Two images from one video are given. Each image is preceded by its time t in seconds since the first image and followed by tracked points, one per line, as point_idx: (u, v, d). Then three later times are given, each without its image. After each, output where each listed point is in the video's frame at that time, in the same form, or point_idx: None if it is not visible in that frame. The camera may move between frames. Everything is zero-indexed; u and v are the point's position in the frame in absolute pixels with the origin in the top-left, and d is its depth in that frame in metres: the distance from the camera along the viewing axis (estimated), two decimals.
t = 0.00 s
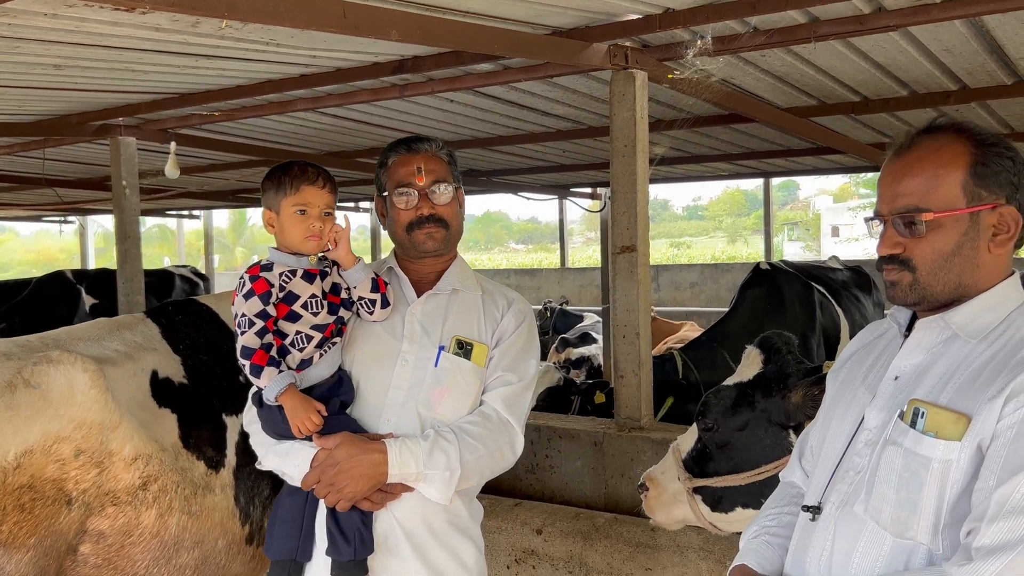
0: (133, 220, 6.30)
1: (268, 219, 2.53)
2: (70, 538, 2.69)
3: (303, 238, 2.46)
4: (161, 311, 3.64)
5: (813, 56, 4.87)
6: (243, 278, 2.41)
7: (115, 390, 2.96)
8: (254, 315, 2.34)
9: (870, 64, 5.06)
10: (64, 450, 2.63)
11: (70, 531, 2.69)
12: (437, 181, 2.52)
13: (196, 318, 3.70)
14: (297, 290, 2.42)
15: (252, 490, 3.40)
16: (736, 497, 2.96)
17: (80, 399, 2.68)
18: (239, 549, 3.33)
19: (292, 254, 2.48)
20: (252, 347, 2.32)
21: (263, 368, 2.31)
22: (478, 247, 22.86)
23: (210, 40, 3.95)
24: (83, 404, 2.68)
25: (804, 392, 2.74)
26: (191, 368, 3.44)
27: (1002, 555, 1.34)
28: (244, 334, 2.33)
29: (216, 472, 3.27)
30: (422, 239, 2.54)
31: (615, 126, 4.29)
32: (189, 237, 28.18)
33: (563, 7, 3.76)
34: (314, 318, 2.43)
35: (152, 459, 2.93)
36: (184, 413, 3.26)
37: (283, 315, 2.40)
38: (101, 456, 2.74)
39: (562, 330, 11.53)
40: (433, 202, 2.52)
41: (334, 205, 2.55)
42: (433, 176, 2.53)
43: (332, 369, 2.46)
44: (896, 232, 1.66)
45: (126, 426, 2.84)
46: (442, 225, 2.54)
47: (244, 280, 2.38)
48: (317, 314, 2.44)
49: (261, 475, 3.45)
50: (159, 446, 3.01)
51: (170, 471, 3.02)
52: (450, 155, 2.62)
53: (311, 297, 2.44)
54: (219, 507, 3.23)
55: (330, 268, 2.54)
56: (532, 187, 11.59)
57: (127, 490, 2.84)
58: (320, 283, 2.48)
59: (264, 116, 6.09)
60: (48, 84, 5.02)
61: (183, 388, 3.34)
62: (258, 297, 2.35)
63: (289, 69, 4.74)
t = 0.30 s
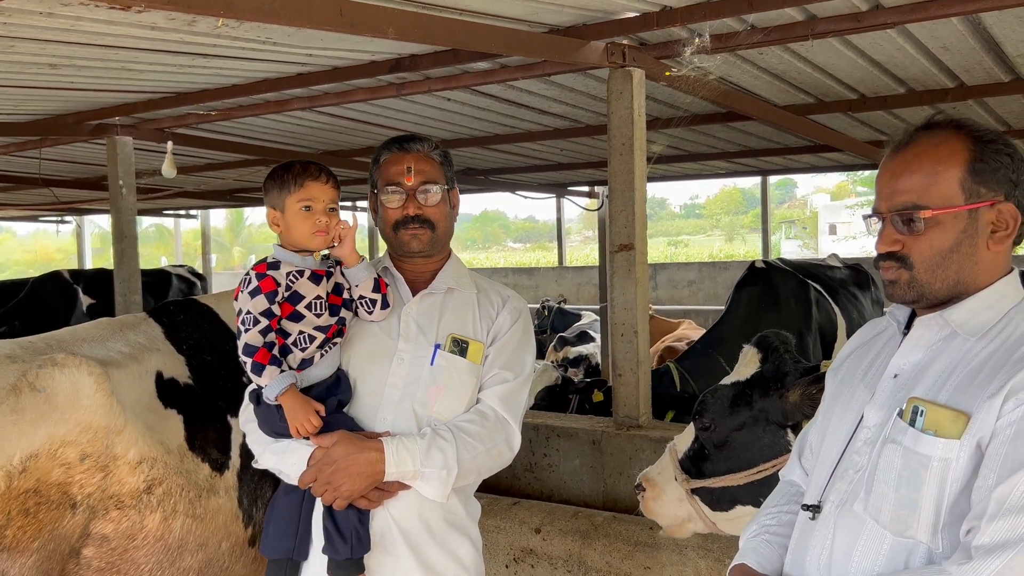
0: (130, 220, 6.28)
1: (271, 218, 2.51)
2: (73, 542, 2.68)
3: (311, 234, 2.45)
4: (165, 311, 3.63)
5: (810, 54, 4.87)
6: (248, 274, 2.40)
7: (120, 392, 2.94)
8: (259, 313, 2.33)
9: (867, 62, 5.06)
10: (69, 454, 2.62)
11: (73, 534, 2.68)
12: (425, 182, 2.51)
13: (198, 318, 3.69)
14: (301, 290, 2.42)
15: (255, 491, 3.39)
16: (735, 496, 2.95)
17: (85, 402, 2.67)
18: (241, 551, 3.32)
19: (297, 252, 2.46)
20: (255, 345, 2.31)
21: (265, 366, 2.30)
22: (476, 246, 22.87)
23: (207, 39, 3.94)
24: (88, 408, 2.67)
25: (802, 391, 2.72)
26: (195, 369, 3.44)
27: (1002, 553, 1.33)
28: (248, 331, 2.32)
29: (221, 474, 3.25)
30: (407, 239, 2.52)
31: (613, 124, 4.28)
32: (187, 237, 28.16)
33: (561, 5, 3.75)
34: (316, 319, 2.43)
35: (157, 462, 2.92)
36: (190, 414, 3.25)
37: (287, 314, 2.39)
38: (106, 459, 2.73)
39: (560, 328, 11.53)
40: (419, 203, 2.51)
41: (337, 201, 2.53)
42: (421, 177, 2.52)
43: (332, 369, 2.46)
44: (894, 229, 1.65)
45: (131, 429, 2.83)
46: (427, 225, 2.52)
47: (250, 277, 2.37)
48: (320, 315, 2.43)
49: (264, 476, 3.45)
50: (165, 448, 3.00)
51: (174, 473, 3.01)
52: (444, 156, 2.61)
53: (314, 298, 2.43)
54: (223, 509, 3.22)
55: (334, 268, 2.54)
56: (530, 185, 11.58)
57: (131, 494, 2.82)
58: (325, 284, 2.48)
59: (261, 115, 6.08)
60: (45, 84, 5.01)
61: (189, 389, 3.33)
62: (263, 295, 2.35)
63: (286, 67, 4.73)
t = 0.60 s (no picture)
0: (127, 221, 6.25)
1: (264, 221, 2.49)
2: (77, 550, 2.67)
3: (305, 234, 2.44)
4: (165, 313, 3.62)
5: (809, 53, 4.86)
6: (248, 277, 2.38)
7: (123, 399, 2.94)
8: (259, 315, 2.32)
9: (866, 61, 5.05)
10: (72, 463, 2.60)
11: (77, 543, 2.67)
12: (431, 183, 2.50)
13: (197, 320, 3.67)
14: (301, 292, 2.40)
15: (258, 494, 3.38)
16: (741, 498, 2.93)
17: (87, 410, 2.65)
18: (245, 555, 3.30)
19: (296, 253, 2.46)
20: (256, 348, 2.30)
21: (266, 369, 2.29)
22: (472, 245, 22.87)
23: (205, 39, 3.92)
24: (91, 416, 2.65)
25: (804, 392, 2.64)
26: (199, 370, 3.42)
27: (1011, 556, 1.32)
28: (248, 335, 2.31)
29: (224, 478, 3.24)
30: (411, 239, 2.51)
31: (613, 124, 4.27)
32: (183, 237, 28.10)
33: (561, 5, 3.74)
34: (316, 321, 2.41)
35: (162, 469, 2.92)
36: (196, 417, 3.24)
37: (286, 316, 2.38)
38: (109, 467, 2.72)
39: (558, 328, 11.50)
40: (424, 202, 2.50)
41: (329, 198, 2.52)
42: (427, 177, 2.51)
43: (331, 371, 2.44)
44: (901, 228, 1.64)
45: (136, 436, 2.83)
46: (431, 226, 2.51)
47: (249, 279, 2.36)
48: (319, 317, 2.41)
49: (266, 479, 3.43)
50: (171, 454, 3.00)
51: (180, 479, 3.00)
52: (449, 157, 2.60)
53: (313, 300, 2.41)
54: (227, 513, 3.21)
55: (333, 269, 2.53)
56: (528, 185, 11.57)
57: (136, 502, 2.82)
58: (324, 286, 2.46)
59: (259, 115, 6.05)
60: (42, 85, 4.98)
61: (194, 391, 3.32)
62: (263, 297, 2.34)
63: (283, 67, 4.71)
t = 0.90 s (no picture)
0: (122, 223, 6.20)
1: (260, 228, 2.45)
2: (70, 556, 2.65)
3: (302, 243, 2.40)
4: (162, 316, 3.58)
5: (808, 55, 4.85)
6: (245, 284, 2.36)
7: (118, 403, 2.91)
8: (257, 324, 2.29)
9: (865, 62, 5.04)
10: (64, 468, 2.58)
11: (70, 549, 2.64)
12: (429, 186, 2.48)
13: (194, 323, 3.63)
14: (300, 299, 2.38)
15: (253, 500, 3.35)
16: (741, 503, 2.92)
17: (80, 414, 2.62)
18: (240, 560, 3.28)
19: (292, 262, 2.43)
20: (255, 357, 2.27)
21: (266, 378, 2.26)
22: (466, 246, 22.87)
23: (203, 40, 3.89)
24: (83, 420, 2.62)
25: (809, 397, 2.63)
26: (195, 374, 3.40)
27: None
28: (247, 344, 2.28)
29: (220, 482, 3.22)
30: (407, 244, 2.49)
31: (612, 126, 4.25)
32: (177, 238, 28.00)
33: (561, 7, 3.72)
34: (315, 328, 2.39)
35: (156, 473, 2.90)
36: (190, 421, 3.21)
37: (285, 324, 2.36)
38: (102, 472, 2.69)
39: (554, 329, 11.47)
40: (422, 206, 2.48)
41: (325, 205, 2.49)
42: (425, 180, 2.49)
43: (332, 378, 2.41)
44: (913, 234, 1.63)
45: (129, 441, 2.80)
46: (429, 230, 2.49)
47: (247, 287, 2.34)
48: (318, 324, 2.40)
49: (262, 484, 3.41)
50: (165, 458, 2.97)
51: (174, 484, 2.98)
52: (447, 160, 2.58)
53: (313, 308, 2.40)
54: (222, 518, 3.19)
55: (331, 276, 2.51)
56: (523, 186, 11.55)
57: (130, 507, 2.80)
58: (323, 293, 2.44)
59: (255, 117, 6.02)
60: (37, 86, 4.94)
61: (189, 395, 3.29)
62: (261, 306, 2.31)
63: (281, 69, 4.68)
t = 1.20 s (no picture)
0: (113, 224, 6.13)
1: (258, 230, 2.42)
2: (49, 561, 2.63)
3: (300, 249, 2.37)
4: (150, 319, 3.55)
5: (803, 58, 4.85)
6: (239, 291, 2.31)
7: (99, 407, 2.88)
8: (251, 332, 2.25)
9: (859, 66, 5.05)
10: (41, 470, 2.55)
11: (49, 554, 2.62)
12: (422, 189, 2.46)
13: (183, 326, 3.60)
14: (294, 306, 2.35)
15: (239, 505, 3.33)
16: (739, 508, 2.91)
17: (59, 416, 2.60)
18: (224, 566, 3.26)
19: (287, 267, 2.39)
20: (249, 365, 2.23)
21: (260, 387, 2.22)
22: (456, 247, 22.87)
23: (197, 41, 3.86)
24: (62, 423, 2.61)
25: (808, 403, 2.63)
26: (179, 378, 3.36)
27: None
28: (241, 352, 2.24)
29: (203, 487, 3.21)
30: (401, 246, 2.48)
31: (607, 129, 4.24)
32: (166, 238, 27.86)
33: (555, 9, 3.70)
34: (309, 335, 2.36)
35: (137, 477, 2.87)
36: (172, 426, 3.18)
37: (279, 331, 2.33)
38: (81, 475, 2.67)
39: (545, 331, 11.46)
40: (414, 209, 2.46)
41: (327, 213, 2.46)
42: (418, 183, 2.47)
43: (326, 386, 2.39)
44: (919, 241, 1.62)
45: (110, 443, 2.79)
46: (422, 233, 2.47)
47: (241, 294, 2.29)
48: (312, 331, 2.37)
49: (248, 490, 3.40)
50: (145, 463, 2.94)
51: (155, 488, 2.95)
52: (439, 163, 2.56)
53: (307, 314, 2.37)
54: (205, 524, 3.17)
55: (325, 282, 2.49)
56: (515, 188, 11.55)
57: (110, 510, 2.78)
58: (316, 299, 2.41)
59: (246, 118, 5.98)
60: (26, 86, 4.90)
61: (172, 399, 3.25)
62: (256, 313, 2.27)
63: (274, 70, 4.65)
